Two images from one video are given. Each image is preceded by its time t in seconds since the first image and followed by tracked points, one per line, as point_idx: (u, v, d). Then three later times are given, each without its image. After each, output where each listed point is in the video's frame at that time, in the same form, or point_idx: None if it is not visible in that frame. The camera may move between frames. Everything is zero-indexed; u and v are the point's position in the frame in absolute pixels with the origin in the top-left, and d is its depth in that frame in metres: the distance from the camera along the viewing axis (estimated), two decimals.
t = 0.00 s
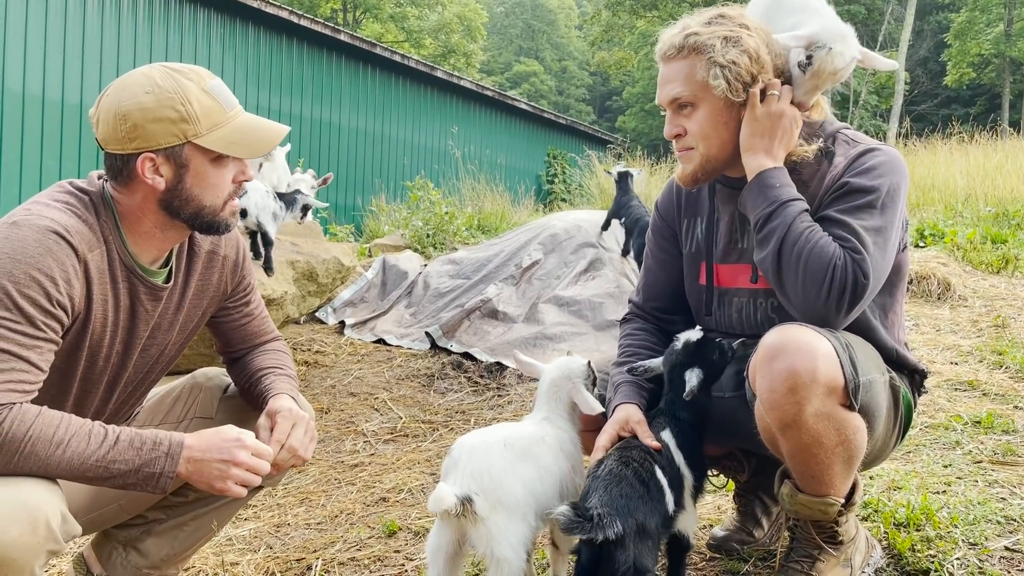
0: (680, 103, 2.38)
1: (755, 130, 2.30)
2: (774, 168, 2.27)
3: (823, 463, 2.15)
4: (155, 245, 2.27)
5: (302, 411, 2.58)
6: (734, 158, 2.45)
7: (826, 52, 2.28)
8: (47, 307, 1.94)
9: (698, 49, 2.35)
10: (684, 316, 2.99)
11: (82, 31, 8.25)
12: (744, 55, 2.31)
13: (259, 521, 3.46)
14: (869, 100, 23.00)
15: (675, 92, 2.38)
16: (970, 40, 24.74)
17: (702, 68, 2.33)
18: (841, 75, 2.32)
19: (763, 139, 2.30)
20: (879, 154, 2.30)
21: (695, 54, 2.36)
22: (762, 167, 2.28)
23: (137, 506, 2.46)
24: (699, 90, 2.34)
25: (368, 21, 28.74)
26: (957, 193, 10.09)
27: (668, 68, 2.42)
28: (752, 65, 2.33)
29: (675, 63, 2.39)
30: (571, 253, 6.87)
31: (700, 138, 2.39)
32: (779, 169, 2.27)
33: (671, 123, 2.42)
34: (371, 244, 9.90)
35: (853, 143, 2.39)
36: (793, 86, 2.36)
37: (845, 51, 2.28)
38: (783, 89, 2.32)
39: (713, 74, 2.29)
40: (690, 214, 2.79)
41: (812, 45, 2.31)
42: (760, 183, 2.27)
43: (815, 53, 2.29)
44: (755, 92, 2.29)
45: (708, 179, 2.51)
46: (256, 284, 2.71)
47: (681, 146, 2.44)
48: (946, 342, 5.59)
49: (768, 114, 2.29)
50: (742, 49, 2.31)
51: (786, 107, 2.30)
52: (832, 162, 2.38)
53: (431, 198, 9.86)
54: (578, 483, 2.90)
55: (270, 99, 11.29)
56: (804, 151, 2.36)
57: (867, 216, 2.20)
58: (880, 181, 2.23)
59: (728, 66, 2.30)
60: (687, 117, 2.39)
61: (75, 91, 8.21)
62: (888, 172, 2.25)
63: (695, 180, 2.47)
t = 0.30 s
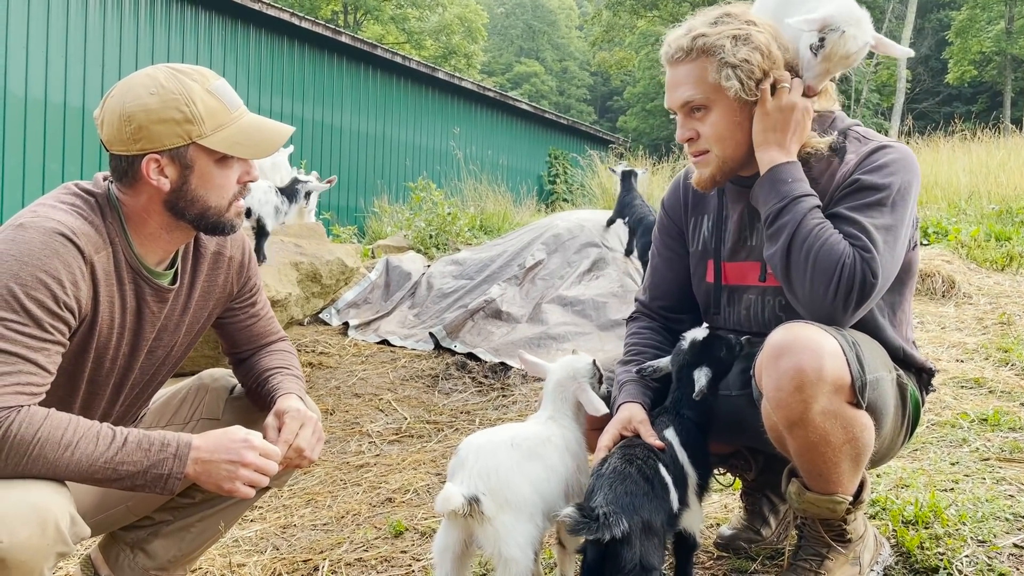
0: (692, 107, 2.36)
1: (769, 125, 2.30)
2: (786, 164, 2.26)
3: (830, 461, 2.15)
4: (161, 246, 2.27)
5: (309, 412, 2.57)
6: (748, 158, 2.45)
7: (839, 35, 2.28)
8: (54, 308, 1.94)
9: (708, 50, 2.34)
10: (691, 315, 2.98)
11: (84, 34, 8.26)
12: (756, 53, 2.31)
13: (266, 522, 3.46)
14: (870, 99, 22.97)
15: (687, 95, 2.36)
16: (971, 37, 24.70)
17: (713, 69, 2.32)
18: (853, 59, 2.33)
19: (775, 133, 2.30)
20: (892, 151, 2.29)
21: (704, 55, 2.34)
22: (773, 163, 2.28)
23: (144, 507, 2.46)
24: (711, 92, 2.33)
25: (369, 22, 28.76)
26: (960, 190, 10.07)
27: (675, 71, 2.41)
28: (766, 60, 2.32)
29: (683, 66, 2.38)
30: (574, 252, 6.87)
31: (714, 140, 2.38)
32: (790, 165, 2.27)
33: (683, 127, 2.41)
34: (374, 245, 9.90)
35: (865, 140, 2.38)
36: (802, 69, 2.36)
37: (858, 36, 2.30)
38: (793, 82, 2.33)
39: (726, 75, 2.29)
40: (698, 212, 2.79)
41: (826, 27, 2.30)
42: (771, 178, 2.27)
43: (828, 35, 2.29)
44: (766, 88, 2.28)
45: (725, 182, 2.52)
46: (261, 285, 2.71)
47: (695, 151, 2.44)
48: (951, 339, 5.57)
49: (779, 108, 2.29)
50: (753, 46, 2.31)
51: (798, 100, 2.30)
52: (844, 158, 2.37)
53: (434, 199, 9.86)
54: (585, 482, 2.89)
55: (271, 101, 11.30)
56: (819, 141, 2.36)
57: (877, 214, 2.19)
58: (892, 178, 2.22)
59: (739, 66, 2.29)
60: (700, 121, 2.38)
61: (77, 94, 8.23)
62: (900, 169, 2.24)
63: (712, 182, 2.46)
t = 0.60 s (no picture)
0: (700, 109, 2.37)
1: (776, 125, 2.29)
2: (791, 166, 2.26)
3: (839, 464, 2.14)
4: (164, 249, 2.27)
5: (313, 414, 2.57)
6: (757, 158, 2.45)
7: (848, 35, 2.33)
8: (59, 312, 1.94)
9: (711, 52, 2.33)
10: (697, 314, 2.98)
11: (85, 39, 8.27)
12: (760, 53, 2.31)
13: (270, 525, 3.46)
14: (871, 98, 22.94)
15: (694, 98, 2.36)
16: (971, 36, 24.67)
17: (719, 71, 2.31)
18: (860, 61, 2.37)
19: (781, 134, 2.29)
20: (901, 152, 2.28)
21: (708, 58, 2.34)
22: (779, 164, 2.28)
23: (150, 510, 2.46)
24: (718, 93, 2.33)
25: (369, 25, 28.74)
26: (962, 189, 10.06)
27: (680, 75, 2.40)
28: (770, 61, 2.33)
29: (688, 69, 2.37)
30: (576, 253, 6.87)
31: (723, 142, 2.39)
32: (797, 166, 2.26)
33: (692, 132, 2.42)
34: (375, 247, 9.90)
35: (875, 140, 2.37)
36: (811, 72, 2.39)
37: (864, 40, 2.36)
38: (800, 83, 2.34)
39: (732, 76, 2.29)
40: (705, 212, 2.78)
41: (835, 29, 2.35)
42: (777, 179, 2.26)
43: (837, 35, 2.33)
44: (773, 87, 2.29)
45: (735, 182, 2.51)
46: (265, 288, 2.72)
47: (704, 152, 2.44)
48: (954, 339, 5.56)
49: (785, 109, 2.29)
50: (757, 46, 2.32)
51: (804, 100, 2.30)
52: (853, 159, 2.37)
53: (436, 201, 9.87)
54: (590, 484, 2.89)
55: (272, 104, 11.31)
56: (825, 143, 2.36)
57: (886, 216, 2.18)
58: (901, 179, 2.21)
59: (745, 66, 2.30)
60: (709, 123, 2.38)
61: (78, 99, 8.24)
62: (909, 170, 2.23)
63: (723, 183, 2.46)
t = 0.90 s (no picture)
0: (707, 108, 2.37)
1: (780, 129, 2.30)
2: (796, 169, 2.27)
3: (843, 466, 2.15)
4: (164, 253, 2.28)
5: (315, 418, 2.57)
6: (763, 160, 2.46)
7: (850, 44, 2.29)
8: (58, 317, 1.94)
9: (719, 52, 2.34)
10: (702, 316, 2.98)
11: (84, 44, 8.29)
12: (768, 53, 2.33)
13: (272, 529, 3.46)
14: (870, 99, 22.95)
15: (701, 97, 2.36)
16: (970, 37, 24.70)
17: (726, 70, 2.32)
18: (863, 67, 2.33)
19: (787, 137, 2.31)
20: (907, 156, 2.29)
21: (716, 57, 2.35)
22: (784, 166, 2.28)
23: (151, 515, 2.46)
24: (725, 93, 2.34)
25: (368, 28, 28.75)
26: (961, 189, 10.06)
27: (687, 74, 2.41)
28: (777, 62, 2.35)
29: (695, 68, 2.38)
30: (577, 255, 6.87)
31: (729, 142, 2.39)
32: (802, 170, 2.27)
33: (698, 131, 2.43)
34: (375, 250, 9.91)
35: (880, 144, 2.38)
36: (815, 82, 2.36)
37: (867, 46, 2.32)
38: (806, 87, 2.34)
39: (740, 75, 2.30)
40: (711, 214, 2.79)
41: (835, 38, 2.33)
42: (782, 182, 2.27)
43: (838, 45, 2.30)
44: (780, 89, 2.29)
45: (741, 183, 2.52)
46: (265, 291, 2.72)
47: (710, 153, 2.45)
48: (954, 339, 5.57)
49: (792, 113, 2.29)
50: (765, 47, 2.34)
51: (810, 104, 2.30)
52: (858, 163, 2.37)
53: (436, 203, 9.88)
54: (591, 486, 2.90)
55: (271, 108, 11.32)
56: (830, 147, 2.37)
57: (891, 219, 2.19)
58: (906, 183, 2.22)
59: (752, 66, 2.31)
60: (715, 122, 2.39)
61: (78, 103, 8.26)
62: (915, 174, 2.24)
63: (728, 184, 2.47)
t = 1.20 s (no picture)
0: (702, 109, 2.38)
1: (774, 130, 2.29)
2: (790, 169, 2.26)
3: (836, 467, 2.15)
4: (163, 256, 2.28)
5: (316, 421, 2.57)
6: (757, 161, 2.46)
7: (847, 28, 2.42)
8: (58, 320, 1.94)
9: (714, 53, 2.35)
10: (701, 316, 2.99)
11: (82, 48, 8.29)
12: (762, 54, 2.34)
13: (272, 532, 3.46)
14: (868, 100, 22.96)
15: (696, 98, 2.38)
16: (967, 38, 24.74)
17: (722, 71, 2.33)
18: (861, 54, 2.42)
19: (780, 138, 2.29)
20: (901, 157, 2.29)
21: (712, 58, 2.36)
22: (780, 165, 2.28)
23: (151, 518, 2.46)
24: (720, 94, 2.35)
25: (366, 32, 28.75)
26: (959, 190, 10.06)
27: (683, 76, 2.42)
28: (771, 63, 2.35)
29: (691, 70, 2.39)
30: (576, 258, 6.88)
31: (725, 144, 2.40)
32: (798, 169, 2.26)
33: (694, 132, 2.43)
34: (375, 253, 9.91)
35: (875, 145, 2.38)
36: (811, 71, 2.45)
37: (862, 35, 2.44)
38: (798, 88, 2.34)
39: (734, 76, 2.30)
40: (709, 214, 2.79)
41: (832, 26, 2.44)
42: (776, 183, 2.27)
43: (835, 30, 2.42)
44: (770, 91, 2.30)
45: (738, 185, 2.52)
46: (264, 295, 2.72)
47: (706, 154, 2.45)
48: (953, 339, 5.57)
49: (783, 114, 2.28)
50: (759, 48, 2.35)
51: (800, 102, 2.29)
52: (852, 163, 2.38)
53: (435, 206, 9.89)
54: (590, 488, 2.89)
55: (270, 111, 11.33)
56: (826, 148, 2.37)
57: (883, 220, 2.19)
58: (899, 184, 2.22)
59: (747, 67, 2.32)
60: (711, 124, 2.40)
61: (76, 107, 8.26)
62: (908, 175, 2.24)
63: (725, 186, 2.47)
